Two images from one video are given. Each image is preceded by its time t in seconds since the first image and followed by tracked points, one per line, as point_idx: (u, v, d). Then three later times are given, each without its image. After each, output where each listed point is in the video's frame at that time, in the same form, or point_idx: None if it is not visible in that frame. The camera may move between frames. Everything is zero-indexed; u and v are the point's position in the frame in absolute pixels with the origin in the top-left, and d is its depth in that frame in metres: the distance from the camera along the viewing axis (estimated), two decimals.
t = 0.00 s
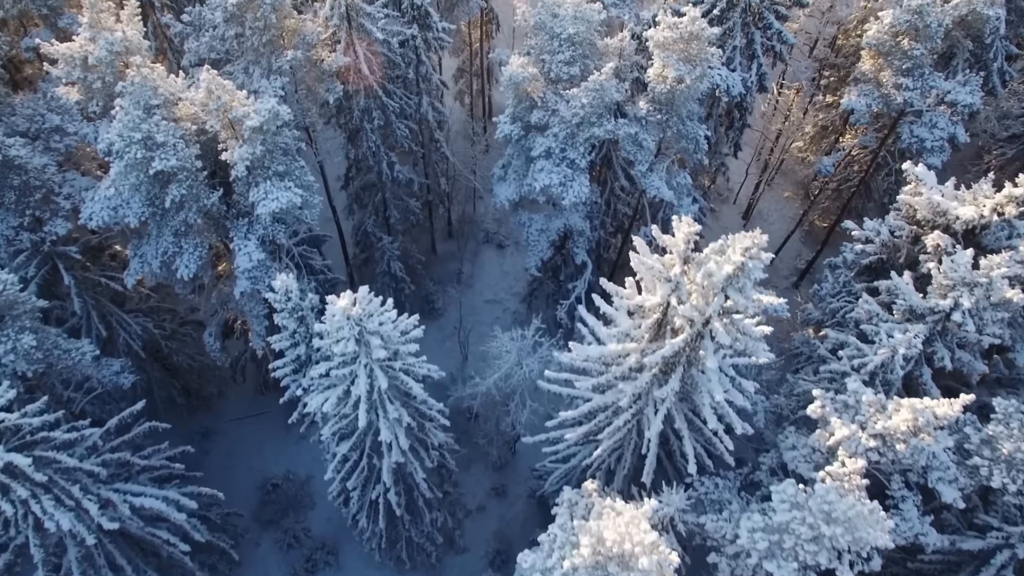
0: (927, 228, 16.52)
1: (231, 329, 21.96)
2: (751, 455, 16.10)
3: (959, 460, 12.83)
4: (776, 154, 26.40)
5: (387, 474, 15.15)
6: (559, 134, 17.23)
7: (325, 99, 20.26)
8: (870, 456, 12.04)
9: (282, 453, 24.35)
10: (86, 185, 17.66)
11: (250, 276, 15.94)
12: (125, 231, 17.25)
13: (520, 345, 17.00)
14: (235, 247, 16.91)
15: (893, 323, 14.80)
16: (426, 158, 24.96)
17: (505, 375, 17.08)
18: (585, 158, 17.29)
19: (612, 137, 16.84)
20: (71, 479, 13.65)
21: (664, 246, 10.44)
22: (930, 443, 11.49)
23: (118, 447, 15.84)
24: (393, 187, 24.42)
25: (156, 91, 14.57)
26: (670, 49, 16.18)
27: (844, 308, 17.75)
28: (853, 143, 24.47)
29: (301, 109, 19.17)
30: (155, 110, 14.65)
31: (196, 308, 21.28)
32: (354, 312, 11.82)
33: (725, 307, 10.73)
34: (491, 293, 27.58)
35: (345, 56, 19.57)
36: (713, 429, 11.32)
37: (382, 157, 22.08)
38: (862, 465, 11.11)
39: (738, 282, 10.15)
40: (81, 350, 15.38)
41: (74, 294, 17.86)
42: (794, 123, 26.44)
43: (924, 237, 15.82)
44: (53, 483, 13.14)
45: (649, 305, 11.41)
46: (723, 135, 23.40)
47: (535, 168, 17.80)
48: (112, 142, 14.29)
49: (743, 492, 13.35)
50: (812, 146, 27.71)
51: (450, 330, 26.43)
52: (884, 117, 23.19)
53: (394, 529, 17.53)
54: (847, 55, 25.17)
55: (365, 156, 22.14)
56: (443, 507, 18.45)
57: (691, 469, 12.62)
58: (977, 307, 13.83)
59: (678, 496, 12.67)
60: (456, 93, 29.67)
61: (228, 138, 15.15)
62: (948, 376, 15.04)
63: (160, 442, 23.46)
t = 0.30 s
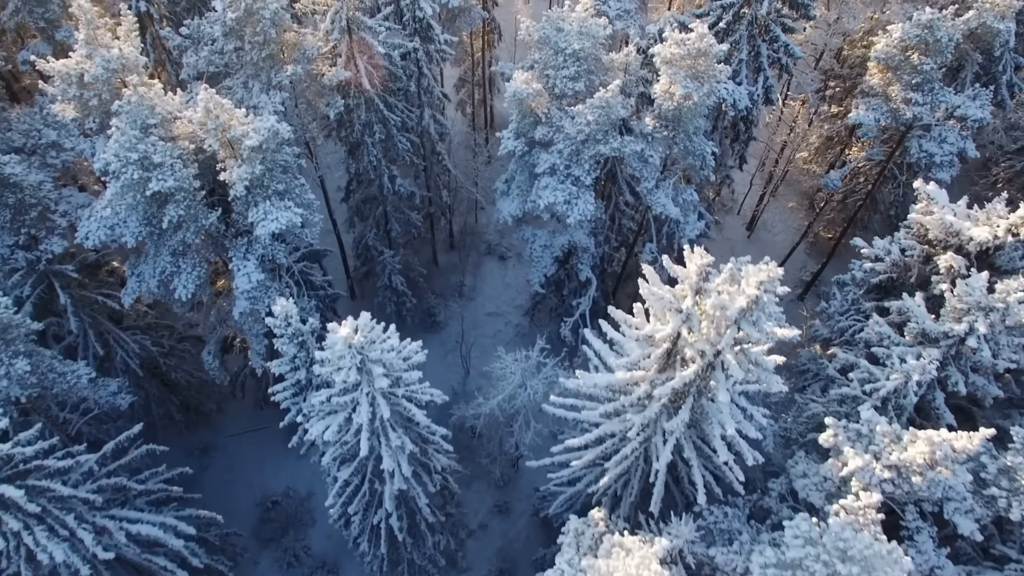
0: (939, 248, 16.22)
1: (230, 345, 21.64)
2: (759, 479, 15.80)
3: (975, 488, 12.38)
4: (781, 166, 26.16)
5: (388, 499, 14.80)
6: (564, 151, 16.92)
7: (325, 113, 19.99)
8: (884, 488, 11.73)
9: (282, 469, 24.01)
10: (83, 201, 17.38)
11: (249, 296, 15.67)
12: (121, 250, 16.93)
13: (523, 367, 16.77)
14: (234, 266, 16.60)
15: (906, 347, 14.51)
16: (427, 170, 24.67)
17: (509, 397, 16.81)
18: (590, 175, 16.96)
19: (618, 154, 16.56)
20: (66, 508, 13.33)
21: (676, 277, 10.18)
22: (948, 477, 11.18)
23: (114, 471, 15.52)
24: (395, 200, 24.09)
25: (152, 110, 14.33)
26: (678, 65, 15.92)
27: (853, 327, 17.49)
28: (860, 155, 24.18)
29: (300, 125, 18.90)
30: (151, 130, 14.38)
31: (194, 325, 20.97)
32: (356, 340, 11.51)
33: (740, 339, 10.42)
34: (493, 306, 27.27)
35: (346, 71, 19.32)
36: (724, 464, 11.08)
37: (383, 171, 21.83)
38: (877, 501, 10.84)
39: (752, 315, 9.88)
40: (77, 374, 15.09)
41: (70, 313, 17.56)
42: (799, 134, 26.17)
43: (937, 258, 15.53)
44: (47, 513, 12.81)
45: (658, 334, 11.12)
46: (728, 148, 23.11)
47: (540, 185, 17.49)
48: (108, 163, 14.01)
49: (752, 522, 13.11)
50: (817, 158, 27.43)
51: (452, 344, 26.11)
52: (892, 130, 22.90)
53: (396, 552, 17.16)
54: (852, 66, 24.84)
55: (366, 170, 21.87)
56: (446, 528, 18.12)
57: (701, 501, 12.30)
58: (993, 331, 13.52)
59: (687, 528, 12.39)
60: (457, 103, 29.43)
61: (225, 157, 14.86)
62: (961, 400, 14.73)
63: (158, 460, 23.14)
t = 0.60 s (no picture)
0: (953, 272, 15.88)
1: (229, 366, 21.29)
2: (770, 510, 15.44)
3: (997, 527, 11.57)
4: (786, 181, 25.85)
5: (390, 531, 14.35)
6: (570, 172, 16.58)
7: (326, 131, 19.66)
8: (903, 529, 11.37)
9: (282, 490, 23.63)
10: (78, 223, 17.08)
11: (249, 322, 15.35)
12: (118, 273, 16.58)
13: (527, 393, 16.48)
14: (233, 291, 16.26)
15: (922, 376, 14.16)
16: (429, 186, 24.34)
17: (513, 424, 16.48)
18: (596, 198, 16.62)
19: (625, 176, 16.24)
20: (58, 545, 12.98)
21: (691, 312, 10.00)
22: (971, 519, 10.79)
23: (109, 502, 15.17)
24: (396, 216, 23.70)
25: (148, 134, 14.02)
26: (686, 86, 15.60)
27: (865, 350, 17.17)
28: (868, 171, 23.84)
29: (299, 145, 18.57)
30: (148, 154, 14.07)
31: (192, 345, 20.63)
32: (359, 377, 11.24)
33: (755, 379, 10.11)
34: (496, 322, 26.90)
35: (348, 89, 19.00)
36: (738, 505, 10.75)
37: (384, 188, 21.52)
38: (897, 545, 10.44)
39: (769, 357, 9.71)
40: (72, 403, 14.77)
41: (65, 337, 17.21)
42: (805, 148, 25.89)
43: (952, 283, 15.17)
44: (38, 551, 12.47)
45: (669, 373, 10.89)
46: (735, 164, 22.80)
47: (544, 206, 17.15)
48: (103, 188, 13.71)
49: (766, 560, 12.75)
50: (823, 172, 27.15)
51: (454, 362, 25.73)
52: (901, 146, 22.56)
53: None
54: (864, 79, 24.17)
55: (367, 188, 21.55)
56: (450, 557, 17.74)
57: (714, 539, 11.89)
58: (1012, 362, 13.16)
59: (699, 567, 12.02)
60: (460, 116, 29.11)
61: (224, 181, 14.52)
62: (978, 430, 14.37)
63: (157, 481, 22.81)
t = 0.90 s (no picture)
0: (967, 296, 15.57)
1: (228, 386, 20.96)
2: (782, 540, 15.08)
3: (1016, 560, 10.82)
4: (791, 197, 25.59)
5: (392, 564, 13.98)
6: (575, 193, 16.27)
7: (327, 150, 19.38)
8: (922, 569, 11.02)
9: (281, 511, 23.27)
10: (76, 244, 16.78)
11: (249, 348, 15.03)
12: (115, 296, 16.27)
13: (533, 419, 16.30)
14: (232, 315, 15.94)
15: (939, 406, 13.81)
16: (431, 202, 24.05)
17: (518, 450, 16.22)
18: (602, 219, 16.32)
19: (632, 198, 15.98)
20: None
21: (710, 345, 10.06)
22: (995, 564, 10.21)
23: (105, 532, 14.82)
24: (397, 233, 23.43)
25: (145, 158, 13.79)
26: (694, 107, 15.35)
27: (875, 373, 16.88)
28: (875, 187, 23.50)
29: (299, 164, 18.27)
30: (145, 178, 13.84)
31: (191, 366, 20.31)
32: (361, 412, 10.99)
33: (771, 418, 9.81)
34: (499, 338, 26.54)
35: (349, 107, 18.74)
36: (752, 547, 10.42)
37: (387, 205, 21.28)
38: None
39: (785, 399, 9.65)
40: (67, 431, 14.48)
41: (61, 360, 16.89)
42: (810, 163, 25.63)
43: (966, 308, 14.86)
44: None
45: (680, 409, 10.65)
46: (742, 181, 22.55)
47: (549, 227, 16.85)
48: (99, 213, 13.49)
49: None
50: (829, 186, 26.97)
51: (456, 379, 25.40)
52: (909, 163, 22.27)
53: None
54: (867, 94, 24.39)
55: (369, 206, 21.27)
56: None
57: None
58: None
59: None
60: (461, 129, 28.84)
61: (223, 205, 14.25)
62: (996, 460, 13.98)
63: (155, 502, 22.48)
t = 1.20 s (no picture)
0: (984, 326, 15.22)
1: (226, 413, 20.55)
2: None
3: None
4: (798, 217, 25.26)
5: None
6: (581, 221, 15.92)
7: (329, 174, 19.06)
8: None
9: (281, 539, 22.78)
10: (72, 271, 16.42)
11: (249, 381, 14.63)
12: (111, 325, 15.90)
13: (538, 452, 15.98)
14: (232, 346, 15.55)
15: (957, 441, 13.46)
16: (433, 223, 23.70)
17: (522, 484, 15.90)
18: (610, 247, 15.94)
19: (640, 226, 15.65)
20: None
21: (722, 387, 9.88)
22: None
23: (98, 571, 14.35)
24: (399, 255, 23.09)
25: (142, 188, 13.49)
26: (704, 134, 15.03)
27: (888, 404, 16.50)
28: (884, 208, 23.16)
29: (300, 188, 17.93)
30: (142, 210, 13.55)
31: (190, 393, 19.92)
32: (364, 457, 10.61)
33: (790, 466, 9.50)
34: (501, 360, 26.12)
35: (351, 131, 18.42)
36: None
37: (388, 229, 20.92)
38: None
39: (805, 450, 9.40)
40: (59, 467, 14.15)
41: (55, 389, 16.50)
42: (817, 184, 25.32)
43: (984, 340, 14.50)
44: None
45: (695, 455, 10.30)
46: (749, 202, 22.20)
47: (555, 254, 16.49)
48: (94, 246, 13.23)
49: None
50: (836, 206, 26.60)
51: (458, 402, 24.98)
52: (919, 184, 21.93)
53: None
54: (873, 113, 24.00)
55: (370, 229, 20.94)
56: None
57: None
58: None
59: None
60: (464, 147, 28.51)
61: (222, 236, 13.91)
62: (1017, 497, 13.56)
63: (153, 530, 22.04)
